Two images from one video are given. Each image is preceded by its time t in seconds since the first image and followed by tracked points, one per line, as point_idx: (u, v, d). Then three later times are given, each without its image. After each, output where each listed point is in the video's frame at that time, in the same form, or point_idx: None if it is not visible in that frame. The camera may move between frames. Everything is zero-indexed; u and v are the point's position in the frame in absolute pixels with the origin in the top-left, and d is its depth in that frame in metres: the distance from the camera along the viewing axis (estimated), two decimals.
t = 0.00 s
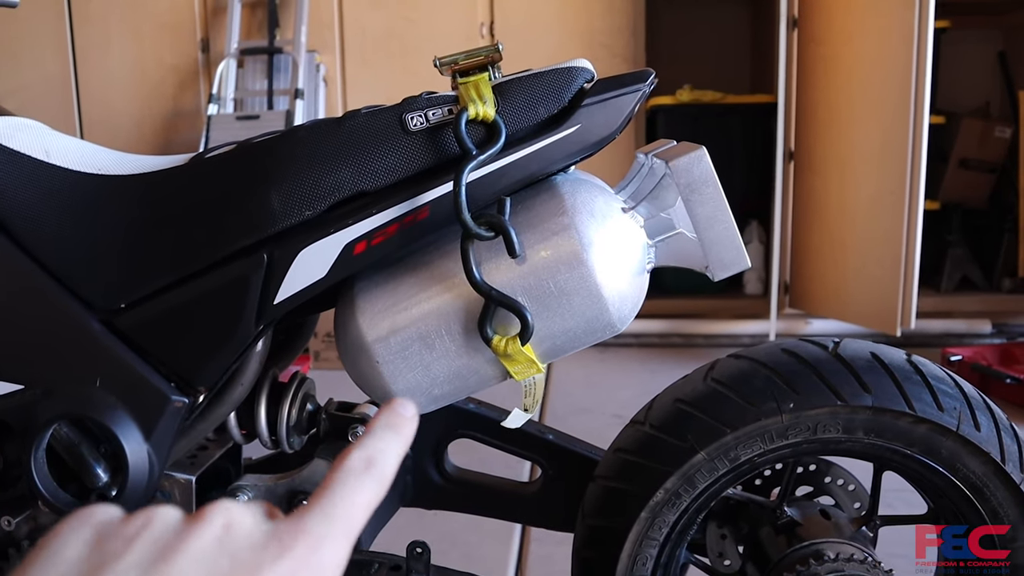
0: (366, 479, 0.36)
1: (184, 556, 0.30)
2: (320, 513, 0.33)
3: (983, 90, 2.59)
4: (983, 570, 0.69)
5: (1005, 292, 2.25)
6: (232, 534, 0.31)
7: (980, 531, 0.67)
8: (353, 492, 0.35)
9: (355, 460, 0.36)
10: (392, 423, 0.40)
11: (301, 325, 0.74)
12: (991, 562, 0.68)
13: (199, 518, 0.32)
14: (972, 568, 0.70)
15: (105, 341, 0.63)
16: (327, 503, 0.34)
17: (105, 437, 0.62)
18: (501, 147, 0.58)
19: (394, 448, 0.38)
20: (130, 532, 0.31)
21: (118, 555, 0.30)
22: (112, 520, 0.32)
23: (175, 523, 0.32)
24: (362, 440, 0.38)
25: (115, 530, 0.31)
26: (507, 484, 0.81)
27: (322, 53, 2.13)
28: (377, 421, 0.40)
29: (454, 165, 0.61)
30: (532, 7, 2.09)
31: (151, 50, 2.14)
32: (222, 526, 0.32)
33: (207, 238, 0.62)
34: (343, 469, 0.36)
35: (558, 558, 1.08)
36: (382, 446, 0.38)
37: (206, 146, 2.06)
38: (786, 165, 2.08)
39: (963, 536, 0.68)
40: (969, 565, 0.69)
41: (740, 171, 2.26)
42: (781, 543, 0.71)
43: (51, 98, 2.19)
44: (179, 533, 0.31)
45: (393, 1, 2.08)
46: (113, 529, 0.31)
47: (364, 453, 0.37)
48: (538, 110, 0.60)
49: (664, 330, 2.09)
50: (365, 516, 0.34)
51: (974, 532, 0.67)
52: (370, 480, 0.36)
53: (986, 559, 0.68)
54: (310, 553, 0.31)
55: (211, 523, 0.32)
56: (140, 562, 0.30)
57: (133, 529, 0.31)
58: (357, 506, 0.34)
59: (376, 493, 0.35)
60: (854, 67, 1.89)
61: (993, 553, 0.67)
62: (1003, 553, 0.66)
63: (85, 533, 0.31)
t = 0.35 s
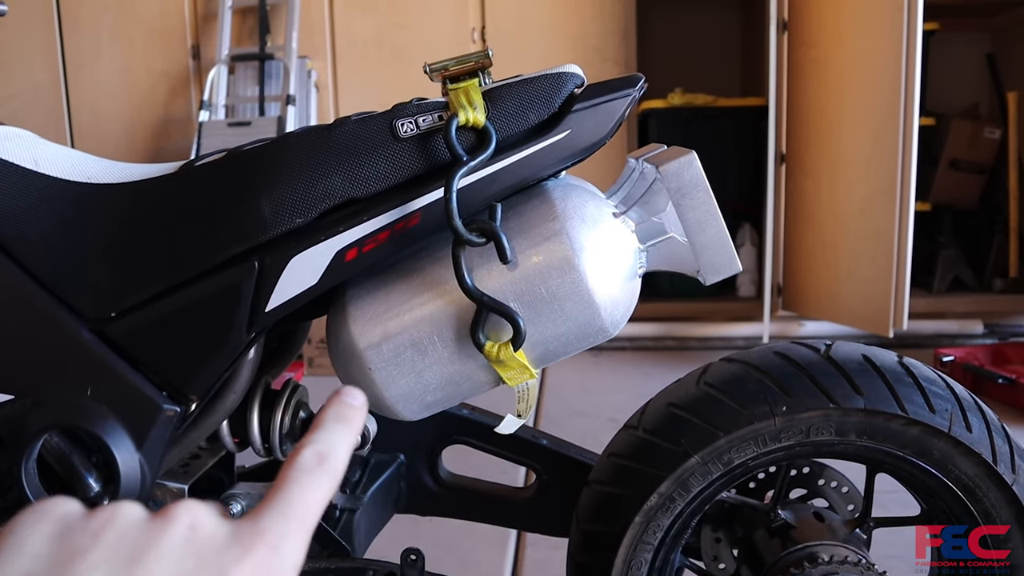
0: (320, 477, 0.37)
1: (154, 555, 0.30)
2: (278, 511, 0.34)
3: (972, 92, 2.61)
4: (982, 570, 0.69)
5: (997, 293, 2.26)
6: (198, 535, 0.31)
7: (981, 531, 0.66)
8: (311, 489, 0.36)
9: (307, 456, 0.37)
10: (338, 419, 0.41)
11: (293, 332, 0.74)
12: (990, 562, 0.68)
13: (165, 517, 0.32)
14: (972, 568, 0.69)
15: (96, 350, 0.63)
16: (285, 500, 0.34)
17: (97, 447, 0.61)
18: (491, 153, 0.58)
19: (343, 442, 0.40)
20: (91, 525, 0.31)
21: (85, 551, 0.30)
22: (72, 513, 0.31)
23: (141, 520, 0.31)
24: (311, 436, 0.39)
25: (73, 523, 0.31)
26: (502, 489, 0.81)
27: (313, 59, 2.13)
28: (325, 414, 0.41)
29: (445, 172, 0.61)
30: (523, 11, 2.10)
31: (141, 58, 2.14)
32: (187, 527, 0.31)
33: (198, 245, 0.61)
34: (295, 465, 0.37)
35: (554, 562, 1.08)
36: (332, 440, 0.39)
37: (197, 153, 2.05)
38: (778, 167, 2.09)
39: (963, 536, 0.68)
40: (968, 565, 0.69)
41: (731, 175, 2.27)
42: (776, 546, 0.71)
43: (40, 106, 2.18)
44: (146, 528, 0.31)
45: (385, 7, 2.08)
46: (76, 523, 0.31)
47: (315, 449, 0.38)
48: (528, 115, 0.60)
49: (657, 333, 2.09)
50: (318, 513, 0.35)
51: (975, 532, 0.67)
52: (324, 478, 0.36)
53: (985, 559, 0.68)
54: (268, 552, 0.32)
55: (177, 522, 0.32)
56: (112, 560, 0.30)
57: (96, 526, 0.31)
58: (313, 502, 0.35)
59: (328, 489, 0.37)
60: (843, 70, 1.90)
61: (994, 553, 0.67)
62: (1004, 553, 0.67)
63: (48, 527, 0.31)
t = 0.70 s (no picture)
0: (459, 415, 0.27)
1: (292, 498, 0.23)
2: (416, 450, 0.25)
3: (969, 92, 2.61)
4: (981, 570, 0.69)
5: (994, 293, 2.26)
6: (338, 475, 0.24)
7: (982, 531, 0.66)
8: (454, 433, 0.26)
9: (442, 391, 0.27)
10: (477, 348, 0.30)
11: (289, 335, 0.74)
12: (991, 562, 0.68)
13: (300, 454, 0.24)
14: (972, 568, 0.69)
15: (91, 353, 0.63)
16: (420, 439, 0.25)
17: (92, 450, 0.62)
18: (486, 155, 0.58)
19: (482, 377, 0.29)
20: (225, 460, 0.24)
21: (224, 486, 0.23)
22: (208, 447, 0.25)
23: (277, 458, 0.24)
24: (447, 367, 0.29)
25: (208, 458, 0.24)
26: (499, 493, 0.80)
27: (310, 61, 2.12)
28: (460, 347, 0.31)
29: (440, 173, 0.61)
30: (520, 12, 2.10)
31: (138, 60, 2.14)
32: (327, 464, 0.24)
33: (193, 248, 0.61)
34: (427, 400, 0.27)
35: (552, 564, 1.08)
36: (469, 372, 0.29)
37: (194, 156, 2.05)
38: (775, 168, 2.09)
39: (963, 536, 0.68)
40: (967, 565, 0.69)
41: (729, 175, 2.27)
42: (773, 547, 0.70)
43: (37, 108, 2.17)
44: (279, 468, 0.24)
45: (382, 8, 2.08)
46: (214, 457, 0.24)
47: (452, 381, 0.28)
48: (524, 117, 0.60)
49: (654, 334, 2.09)
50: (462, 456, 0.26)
51: (975, 532, 0.67)
52: (464, 416, 0.27)
53: (986, 559, 0.68)
54: (410, 496, 0.24)
55: (315, 458, 0.24)
56: (244, 504, 0.23)
57: (233, 461, 0.24)
58: (455, 447, 0.26)
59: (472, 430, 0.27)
60: (841, 70, 1.90)
61: (994, 553, 0.67)
62: (1004, 553, 0.67)
63: (178, 458, 0.24)
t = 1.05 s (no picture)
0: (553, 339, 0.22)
1: (370, 430, 0.21)
2: (504, 378, 0.22)
3: (963, 93, 2.62)
4: (981, 570, 0.68)
5: (987, 293, 2.27)
6: (418, 403, 0.22)
7: (980, 531, 0.66)
8: (548, 359, 0.22)
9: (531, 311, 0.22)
10: (573, 265, 0.24)
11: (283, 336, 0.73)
12: (991, 562, 0.67)
13: (377, 383, 0.22)
14: (972, 568, 0.69)
15: (84, 354, 0.63)
16: (508, 365, 0.22)
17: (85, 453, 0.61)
18: (481, 155, 0.58)
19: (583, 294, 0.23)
20: (298, 394, 0.22)
21: (297, 422, 0.21)
22: (281, 380, 0.23)
23: (353, 388, 0.23)
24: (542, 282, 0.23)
25: (283, 393, 0.22)
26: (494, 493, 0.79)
27: (304, 62, 2.12)
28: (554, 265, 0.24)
29: (434, 174, 0.61)
30: (514, 13, 2.09)
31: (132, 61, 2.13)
32: (405, 393, 0.22)
33: (186, 249, 0.61)
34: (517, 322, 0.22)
35: (547, 565, 1.08)
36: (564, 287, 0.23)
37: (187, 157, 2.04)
38: (770, 168, 2.09)
39: (963, 536, 0.67)
40: (967, 565, 0.69)
41: (723, 176, 2.27)
42: (768, 547, 0.71)
43: (29, 109, 2.16)
44: (354, 400, 0.22)
45: (376, 9, 2.08)
46: (288, 392, 0.22)
47: (544, 298, 0.23)
48: (519, 117, 0.60)
49: (650, 334, 2.09)
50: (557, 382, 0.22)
51: (974, 532, 0.67)
52: (558, 340, 0.22)
53: (985, 559, 0.67)
54: (497, 424, 0.21)
55: (392, 387, 0.22)
56: (316, 440, 0.21)
57: (307, 395, 0.22)
58: (551, 372, 0.22)
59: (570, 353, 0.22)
60: (835, 71, 1.90)
61: (993, 553, 0.67)
62: (1004, 554, 0.66)
63: (250, 393, 0.22)
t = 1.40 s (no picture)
0: (410, 255, 0.21)
1: (201, 340, 0.19)
2: (355, 291, 0.20)
3: (956, 93, 2.63)
4: (982, 570, 0.68)
5: (981, 292, 2.28)
6: (258, 317, 0.20)
7: (980, 531, 0.66)
8: (404, 270, 0.21)
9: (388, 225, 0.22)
10: (438, 179, 0.23)
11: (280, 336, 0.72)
12: (992, 562, 0.67)
13: (216, 299, 0.20)
14: (972, 568, 0.69)
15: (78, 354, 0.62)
16: (360, 278, 0.21)
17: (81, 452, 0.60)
18: (480, 153, 0.58)
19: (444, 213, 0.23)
20: (133, 314, 0.20)
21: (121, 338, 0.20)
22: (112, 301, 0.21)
23: (193, 305, 0.21)
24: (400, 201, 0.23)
25: (116, 315, 0.20)
26: (495, 492, 0.79)
27: (299, 61, 2.12)
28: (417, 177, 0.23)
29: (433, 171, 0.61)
30: (510, 12, 2.09)
31: (126, 61, 2.12)
32: (245, 308, 0.20)
33: (183, 247, 0.60)
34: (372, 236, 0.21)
35: (544, 565, 1.07)
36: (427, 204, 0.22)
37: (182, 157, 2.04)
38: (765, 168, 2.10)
39: (963, 536, 0.67)
40: (967, 565, 0.68)
41: (719, 176, 2.28)
42: (766, 545, 0.71)
43: (21, 108, 2.15)
44: (191, 315, 0.20)
45: (370, 8, 2.07)
46: (118, 313, 0.20)
47: (404, 213, 0.22)
48: (517, 115, 0.59)
49: (646, 334, 2.09)
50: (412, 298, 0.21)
51: (974, 532, 0.66)
52: (416, 256, 0.21)
53: (985, 559, 0.67)
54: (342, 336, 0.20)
55: (232, 302, 0.20)
56: (145, 354, 0.19)
57: (142, 314, 0.20)
58: (408, 287, 0.21)
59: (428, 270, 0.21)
60: (830, 71, 1.91)
61: (993, 553, 0.67)
62: (1003, 554, 0.67)
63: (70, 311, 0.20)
